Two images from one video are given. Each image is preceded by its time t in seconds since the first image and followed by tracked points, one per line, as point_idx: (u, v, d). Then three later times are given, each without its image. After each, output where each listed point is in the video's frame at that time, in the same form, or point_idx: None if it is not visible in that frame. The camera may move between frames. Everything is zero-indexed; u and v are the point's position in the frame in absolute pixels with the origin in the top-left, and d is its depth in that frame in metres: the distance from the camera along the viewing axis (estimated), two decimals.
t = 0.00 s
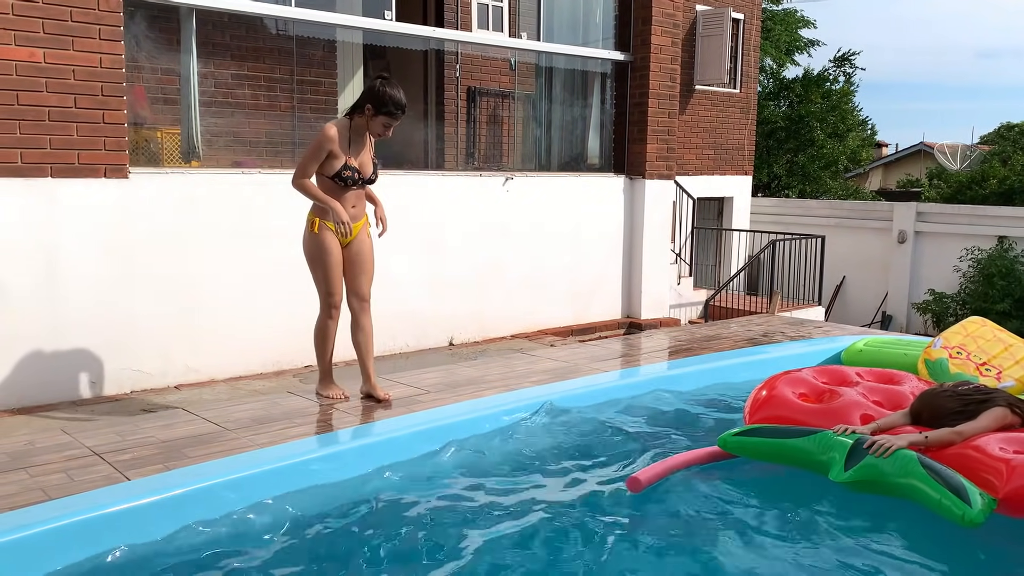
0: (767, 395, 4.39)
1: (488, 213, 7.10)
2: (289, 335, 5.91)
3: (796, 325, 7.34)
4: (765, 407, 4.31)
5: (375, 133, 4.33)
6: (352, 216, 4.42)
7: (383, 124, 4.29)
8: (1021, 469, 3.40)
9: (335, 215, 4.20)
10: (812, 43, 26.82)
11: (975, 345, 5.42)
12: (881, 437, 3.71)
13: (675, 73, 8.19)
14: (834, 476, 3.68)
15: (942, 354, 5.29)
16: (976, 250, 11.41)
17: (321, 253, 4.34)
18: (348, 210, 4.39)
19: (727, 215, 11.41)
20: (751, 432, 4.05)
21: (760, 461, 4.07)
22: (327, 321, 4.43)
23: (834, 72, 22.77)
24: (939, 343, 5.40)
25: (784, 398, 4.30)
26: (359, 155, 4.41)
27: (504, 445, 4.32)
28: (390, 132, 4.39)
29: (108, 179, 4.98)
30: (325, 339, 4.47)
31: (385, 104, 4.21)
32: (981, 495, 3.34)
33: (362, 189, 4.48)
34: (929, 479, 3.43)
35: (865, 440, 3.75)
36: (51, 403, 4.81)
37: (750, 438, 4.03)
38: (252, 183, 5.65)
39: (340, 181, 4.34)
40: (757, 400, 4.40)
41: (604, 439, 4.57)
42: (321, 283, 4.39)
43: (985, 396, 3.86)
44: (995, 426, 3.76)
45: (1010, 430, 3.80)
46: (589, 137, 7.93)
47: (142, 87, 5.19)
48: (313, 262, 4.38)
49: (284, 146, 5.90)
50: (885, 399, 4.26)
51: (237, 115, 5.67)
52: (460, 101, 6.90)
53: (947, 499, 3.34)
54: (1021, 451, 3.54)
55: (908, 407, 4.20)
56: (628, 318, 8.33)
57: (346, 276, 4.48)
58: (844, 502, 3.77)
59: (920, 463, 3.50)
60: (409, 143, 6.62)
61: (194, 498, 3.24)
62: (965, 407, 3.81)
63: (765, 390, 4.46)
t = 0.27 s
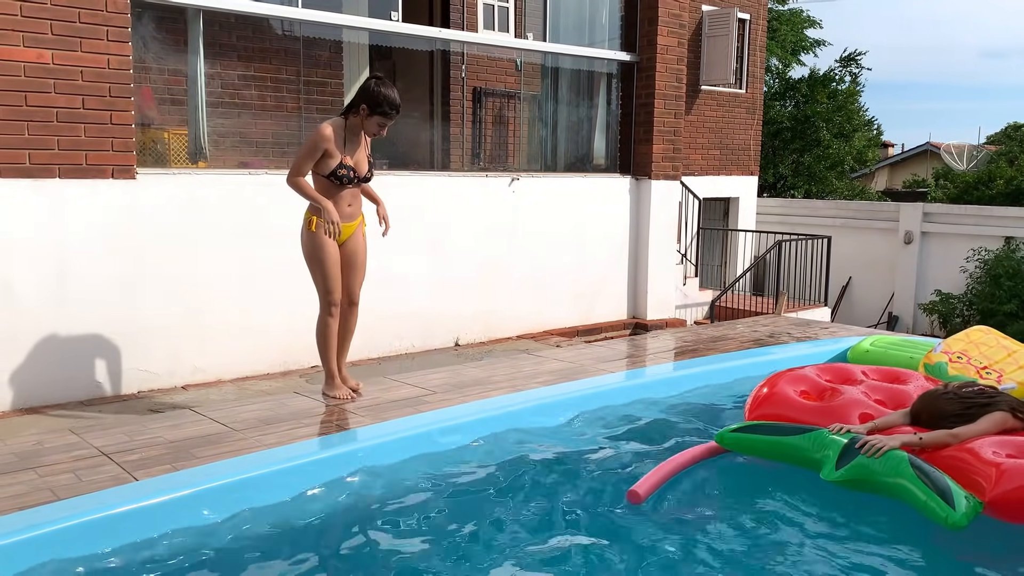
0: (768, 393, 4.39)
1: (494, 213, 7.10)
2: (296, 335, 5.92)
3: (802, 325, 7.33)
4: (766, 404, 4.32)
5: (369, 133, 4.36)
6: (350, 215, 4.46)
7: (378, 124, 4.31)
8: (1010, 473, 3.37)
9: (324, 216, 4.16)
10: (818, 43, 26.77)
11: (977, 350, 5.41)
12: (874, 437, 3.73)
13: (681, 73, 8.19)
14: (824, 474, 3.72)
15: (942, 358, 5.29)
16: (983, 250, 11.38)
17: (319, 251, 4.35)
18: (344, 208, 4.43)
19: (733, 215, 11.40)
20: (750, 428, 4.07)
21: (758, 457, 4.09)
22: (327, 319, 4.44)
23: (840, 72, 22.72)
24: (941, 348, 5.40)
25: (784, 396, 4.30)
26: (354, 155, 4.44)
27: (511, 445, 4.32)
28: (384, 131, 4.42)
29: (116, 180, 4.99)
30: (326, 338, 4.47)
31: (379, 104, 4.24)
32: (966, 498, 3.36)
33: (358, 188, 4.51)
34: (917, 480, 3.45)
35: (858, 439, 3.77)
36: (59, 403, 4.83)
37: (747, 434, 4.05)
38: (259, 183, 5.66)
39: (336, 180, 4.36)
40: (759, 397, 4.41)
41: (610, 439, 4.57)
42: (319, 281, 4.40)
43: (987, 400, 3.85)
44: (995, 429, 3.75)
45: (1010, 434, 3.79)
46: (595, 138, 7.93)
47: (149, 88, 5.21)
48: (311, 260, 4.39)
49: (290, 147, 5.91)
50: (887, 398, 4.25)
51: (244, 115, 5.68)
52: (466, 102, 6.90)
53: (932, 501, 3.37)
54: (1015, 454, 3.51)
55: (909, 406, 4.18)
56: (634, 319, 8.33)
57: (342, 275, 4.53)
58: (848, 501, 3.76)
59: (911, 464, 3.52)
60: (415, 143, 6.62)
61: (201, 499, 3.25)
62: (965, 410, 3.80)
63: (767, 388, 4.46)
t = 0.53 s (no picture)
0: (774, 392, 4.38)
1: (501, 213, 7.11)
2: (303, 336, 5.93)
3: (810, 326, 7.31)
4: (770, 403, 4.32)
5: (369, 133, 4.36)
6: (352, 216, 4.49)
7: (376, 125, 4.31)
8: (1013, 473, 3.39)
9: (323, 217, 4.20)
10: (825, 43, 26.71)
11: (984, 353, 5.38)
12: (877, 438, 3.71)
13: (688, 74, 8.18)
14: (827, 474, 3.70)
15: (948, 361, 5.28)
16: (990, 251, 11.34)
17: (322, 252, 4.37)
18: (345, 209, 4.46)
19: (739, 216, 11.38)
20: (752, 429, 4.07)
21: (761, 457, 4.10)
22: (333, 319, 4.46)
23: (846, 73, 22.67)
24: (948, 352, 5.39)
25: (790, 396, 4.29)
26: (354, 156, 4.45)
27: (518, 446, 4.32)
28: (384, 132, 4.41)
29: (124, 180, 5.01)
30: (332, 338, 4.48)
31: (377, 105, 4.24)
32: (968, 497, 3.35)
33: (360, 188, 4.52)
34: (919, 479, 3.43)
35: (862, 440, 3.74)
36: (68, 404, 4.85)
37: (750, 434, 4.06)
38: (266, 183, 5.67)
39: (336, 180, 4.38)
40: (764, 396, 4.40)
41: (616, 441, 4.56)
42: (323, 281, 4.41)
43: (993, 399, 3.83)
44: (1000, 429, 3.73)
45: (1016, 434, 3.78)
46: (601, 138, 7.93)
47: (157, 89, 5.20)
48: (315, 261, 4.41)
49: (298, 147, 5.92)
50: (893, 398, 4.24)
51: (252, 116, 5.69)
52: (473, 102, 6.91)
53: (933, 500, 3.35)
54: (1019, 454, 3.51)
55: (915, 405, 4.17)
56: (641, 319, 8.32)
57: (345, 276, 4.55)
58: (855, 502, 3.75)
59: (913, 464, 3.50)
60: (422, 144, 6.63)
61: (208, 500, 3.25)
62: (970, 411, 3.78)
63: (772, 386, 4.45)
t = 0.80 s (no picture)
0: (778, 395, 4.37)
1: (507, 213, 7.11)
2: (309, 335, 5.94)
3: (816, 327, 7.29)
4: (774, 407, 4.31)
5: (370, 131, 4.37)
6: (354, 214, 4.50)
7: (377, 123, 4.32)
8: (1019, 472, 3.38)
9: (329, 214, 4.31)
10: (832, 43, 26.63)
11: (991, 354, 5.33)
12: (883, 437, 3.68)
13: (694, 73, 8.17)
14: (834, 475, 3.67)
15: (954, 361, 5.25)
16: (998, 251, 11.30)
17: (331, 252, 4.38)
18: (348, 207, 4.47)
19: (746, 215, 11.35)
20: (756, 432, 4.06)
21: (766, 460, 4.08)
22: (343, 318, 4.49)
23: (854, 72, 22.60)
24: (955, 351, 5.35)
25: (795, 398, 4.27)
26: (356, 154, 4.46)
27: (523, 446, 4.31)
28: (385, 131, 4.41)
29: (131, 180, 5.02)
30: (341, 337, 4.52)
31: (376, 104, 4.25)
32: (974, 495, 3.33)
33: (364, 187, 4.54)
34: (925, 477, 3.41)
35: (867, 439, 3.72)
36: (75, 403, 4.86)
37: (753, 437, 4.05)
38: (272, 183, 5.68)
39: (338, 178, 4.40)
40: (768, 400, 4.39)
41: (622, 441, 4.55)
42: (332, 279, 4.44)
43: (998, 397, 3.81)
44: (1006, 426, 3.71)
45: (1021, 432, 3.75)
46: (608, 138, 7.92)
47: (164, 89, 5.24)
48: (323, 262, 4.42)
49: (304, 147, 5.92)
50: (898, 399, 4.21)
51: (259, 116, 5.70)
52: (479, 102, 6.91)
53: (940, 498, 3.33)
54: None
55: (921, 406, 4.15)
56: (647, 319, 8.31)
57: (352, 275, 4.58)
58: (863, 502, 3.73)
59: (920, 463, 3.47)
60: (429, 144, 6.63)
61: (213, 499, 3.26)
62: (976, 408, 3.76)
63: (776, 391, 4.43)
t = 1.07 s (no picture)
0: (781, 397, 4.35)
1: (513, 213, 7.11)
2: (315, 335, 5.95)
3: (823, 327, 7.26)
4: (777, 408, 4.28)
5: (368, 124, 4.39)
6: (358, 213, 4.52)
7: (374, 117, 4.35)
8: (1013, 477, 3.35)
9: (320, 211, 4.35)
10: (838, 43, 26.56)
11: (998, 354, 5.32)
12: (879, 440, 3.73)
13: (700, 73, 8.16)
14: (829, 477, 3.75)
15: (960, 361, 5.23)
16: (1006, 251, 11.26)
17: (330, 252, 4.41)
18: (351, 205, 4.48)
19: (753, 216, 11.32)
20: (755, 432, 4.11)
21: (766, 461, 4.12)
22: (333, 316, 4.56)
23: (860, 72, 22.54)
24: (962, 351, 5.32)
25: (797, 401, 4.26)
26: (358, 149, 4.49)
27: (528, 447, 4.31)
28: (384, 121, 4.44)
29: (139, 180, 5.04)
30: (330, 335, 4.59)
31: (372, 96, 4.28)
32: (965, 500, 3.35)
33: (366, 183, 4.56)
34: (918, 481, 3.45)
35: (863, 441, 3.77)
36: (82, 402, 4.88)
37: (752, 437, 4.10)
38: (279, 184, 5.69)
39: (343, 175, 4.43)
40: (771, 400, 4.36)
41: (627, 441, 4.54)
42: (327, 280, 4.47)
43: (999, 402, 3.78)
44: (1006, 432, 3.68)
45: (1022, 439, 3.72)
46: (613, 138, 7.92)
47: (171, 90, 5.24)
48: (322, 262, 4.45)
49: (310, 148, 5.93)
50: (901, 402, 4.21)
51: (265, 116, 5.71)
52: (485, 102, 6.90)
53: (931, 502, 3.38)
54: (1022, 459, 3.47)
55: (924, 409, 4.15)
56: (653, 319, 8.30)
57: (353, 275, 4.60)
58: (867, 504, 3.72)
59: (913, 466, 3.52)
60: (434, 144, 6.63)
61: (219, 499, 3.26)
62: (977, 413, 3.73)
63: (780, 391, 4.41)
